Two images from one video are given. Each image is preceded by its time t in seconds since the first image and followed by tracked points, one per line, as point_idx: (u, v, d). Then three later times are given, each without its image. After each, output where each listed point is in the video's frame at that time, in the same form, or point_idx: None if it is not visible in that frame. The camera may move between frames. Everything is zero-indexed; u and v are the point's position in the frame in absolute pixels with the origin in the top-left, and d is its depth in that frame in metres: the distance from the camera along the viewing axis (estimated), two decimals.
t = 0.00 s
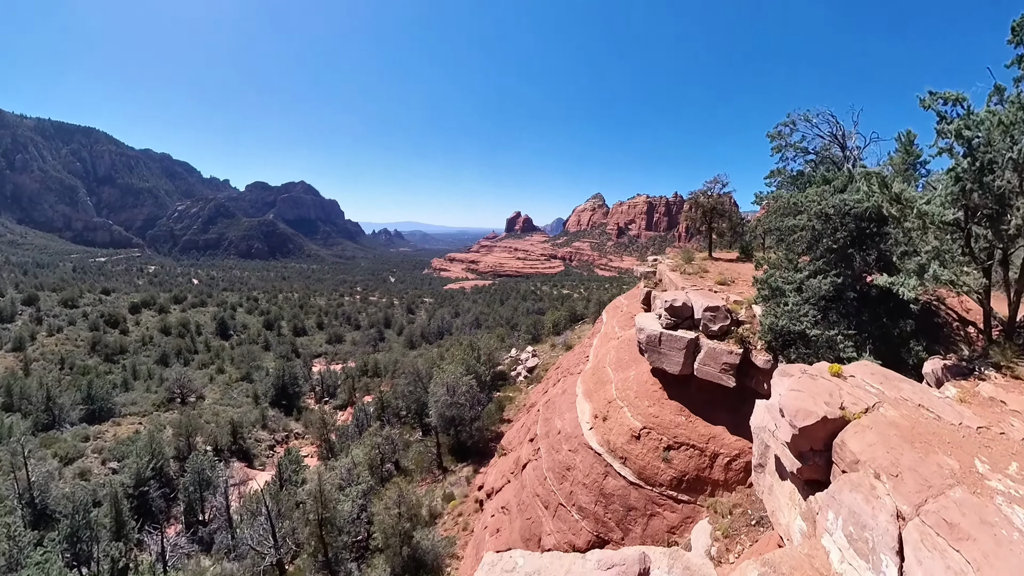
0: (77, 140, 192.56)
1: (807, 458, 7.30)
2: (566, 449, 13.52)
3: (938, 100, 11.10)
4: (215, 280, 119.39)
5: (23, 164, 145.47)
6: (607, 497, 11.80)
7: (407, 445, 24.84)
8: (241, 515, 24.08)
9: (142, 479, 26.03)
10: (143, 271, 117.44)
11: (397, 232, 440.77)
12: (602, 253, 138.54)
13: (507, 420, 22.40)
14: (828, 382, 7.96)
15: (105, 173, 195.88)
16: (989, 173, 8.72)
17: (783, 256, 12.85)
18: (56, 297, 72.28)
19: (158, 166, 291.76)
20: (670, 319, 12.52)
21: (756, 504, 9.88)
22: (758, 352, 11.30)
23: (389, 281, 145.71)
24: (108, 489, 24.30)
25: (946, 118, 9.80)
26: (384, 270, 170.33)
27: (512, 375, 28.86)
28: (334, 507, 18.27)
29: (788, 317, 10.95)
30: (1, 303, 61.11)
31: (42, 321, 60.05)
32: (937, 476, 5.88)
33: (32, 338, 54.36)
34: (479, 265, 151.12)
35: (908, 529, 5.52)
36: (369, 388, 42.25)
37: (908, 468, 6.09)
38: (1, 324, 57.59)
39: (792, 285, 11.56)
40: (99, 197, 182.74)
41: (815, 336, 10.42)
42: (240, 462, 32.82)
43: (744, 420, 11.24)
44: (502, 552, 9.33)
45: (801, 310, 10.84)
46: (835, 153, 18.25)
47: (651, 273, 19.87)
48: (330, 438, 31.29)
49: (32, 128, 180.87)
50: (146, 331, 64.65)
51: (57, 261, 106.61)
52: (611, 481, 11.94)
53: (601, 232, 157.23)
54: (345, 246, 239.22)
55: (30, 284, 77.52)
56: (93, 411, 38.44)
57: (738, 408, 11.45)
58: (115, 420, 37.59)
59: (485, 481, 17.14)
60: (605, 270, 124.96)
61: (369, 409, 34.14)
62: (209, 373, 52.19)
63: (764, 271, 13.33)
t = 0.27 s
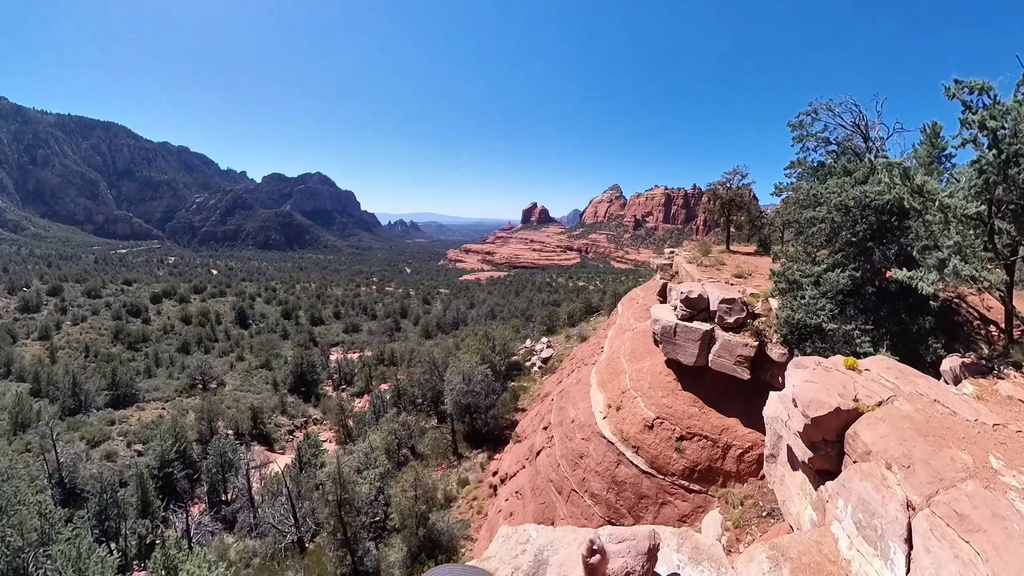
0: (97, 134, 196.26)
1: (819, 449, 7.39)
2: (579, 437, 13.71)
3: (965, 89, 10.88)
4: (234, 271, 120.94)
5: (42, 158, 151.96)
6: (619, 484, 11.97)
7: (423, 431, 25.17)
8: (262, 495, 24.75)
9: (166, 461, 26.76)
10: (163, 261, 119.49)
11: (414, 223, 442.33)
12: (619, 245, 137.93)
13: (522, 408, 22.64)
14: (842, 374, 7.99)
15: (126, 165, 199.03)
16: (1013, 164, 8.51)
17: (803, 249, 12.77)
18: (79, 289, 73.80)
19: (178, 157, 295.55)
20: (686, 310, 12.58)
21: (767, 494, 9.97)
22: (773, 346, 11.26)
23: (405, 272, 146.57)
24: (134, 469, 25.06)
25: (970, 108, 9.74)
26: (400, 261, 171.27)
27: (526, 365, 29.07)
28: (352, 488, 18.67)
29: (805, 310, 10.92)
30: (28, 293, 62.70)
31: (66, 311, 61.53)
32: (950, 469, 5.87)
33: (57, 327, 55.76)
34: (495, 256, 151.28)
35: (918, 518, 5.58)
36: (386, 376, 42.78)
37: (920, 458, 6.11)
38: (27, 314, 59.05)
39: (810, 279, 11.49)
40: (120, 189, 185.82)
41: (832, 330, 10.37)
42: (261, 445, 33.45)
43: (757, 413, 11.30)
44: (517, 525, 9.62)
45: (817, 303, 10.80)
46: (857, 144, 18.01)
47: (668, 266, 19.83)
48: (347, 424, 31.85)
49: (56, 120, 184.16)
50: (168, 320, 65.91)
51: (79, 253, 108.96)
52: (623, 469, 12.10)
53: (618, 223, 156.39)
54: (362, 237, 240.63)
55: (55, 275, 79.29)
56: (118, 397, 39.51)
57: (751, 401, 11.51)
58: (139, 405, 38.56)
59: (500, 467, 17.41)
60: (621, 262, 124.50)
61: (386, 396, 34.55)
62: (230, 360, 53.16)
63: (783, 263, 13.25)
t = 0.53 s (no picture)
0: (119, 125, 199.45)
1: (833, 443, 7.40)
2: (593, 427, 13.83)
3: (993, 80, 10.66)
4: (252, 261, 122.42)
5: (63, 152, 159.36)
6: (632, 475, 12.10)
7: (439, 419, 25.51)
8: (282, 477, 25.39)
9: (189, 444, 27.45)
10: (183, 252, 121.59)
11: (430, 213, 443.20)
12: (635, 238, 137.16)
13: (536, 398, 22.81)
14: (858, 369, 7.95)
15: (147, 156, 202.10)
16: None
17: (824, 242, 12.66)
18: (101, 279, 75.29)
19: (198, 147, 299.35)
20: (702, 303, 12.56)
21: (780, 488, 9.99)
22: (789, 341, 11.28)
23: (421, 262, 147.23)
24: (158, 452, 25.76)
25: (999, 99, 9.53)
26: (416, 251, 171.97)
27: (541, 356, 29.22)
28: (369, 471, 19.06)
29: (822, 305, 10.89)
30: (52, 284, 64.26)
31: (89, 301, 62.98)
32: (966, 468, 5.84)
33: (80, 317, 57.23)
34: (511, 247, 151.23)
35: (930, 513, 5.59)
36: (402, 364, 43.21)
37: (934, 454, 6.11)
38: (51, 304, 60.50)
39: (829, 273, 11.43)
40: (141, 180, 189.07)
41: (849, 326, 10.33)
42: (280, 430, 34.00)
43: (772, 407, 11.29)
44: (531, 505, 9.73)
45: (835, 299, 10.76)
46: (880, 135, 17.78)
47: (685, 258, 19.79)
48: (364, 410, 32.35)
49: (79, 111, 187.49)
50: (188, 309, 67.10)
51: (101, 245, 111.30)
52: (636, 459, 12.22)
53: (635, 215, 155.52)
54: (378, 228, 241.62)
55: (78, 266, 81.20)
56: (141, 382, 40.64)
57: (766, 395, 11.50)
58: (161, 391, 39.56)
59: (514, 454, 17.62)
60: (637, 254, 123.86)
61: (402, 384, 35.00)
62: (249, 348, 54.06)
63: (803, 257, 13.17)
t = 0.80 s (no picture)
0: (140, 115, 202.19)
1: (846, 441, 7.42)
2: (605, 419, 13.93)
3: None
4: (269, 250, 123.79)
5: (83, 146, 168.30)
6: (643, 466, 12.21)
7: (453, 407, 25.77)
8: (300, 461, 25.98)
9: (210, 428, 28.21)
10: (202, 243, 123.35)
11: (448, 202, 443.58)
12: (653, 230, 136.22)
13: (550, 387, 22.93)
14: (875, 367, 7.88)
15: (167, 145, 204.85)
16: None
17: (844, 236, 12.47)
18: (122, 270, 76.69)
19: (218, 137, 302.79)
20: (718, 296, 12.51)
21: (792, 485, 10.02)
22: (805, 336, 11.18)
23: (437, 253, 147.80)
24: (180, 436, 26.48)
25: None
26: (431, 242, 172.59)
27: (555, 347, 29.30)
28: (385, 456, 19.42)
29: (840, 301, 10.79)
30: (75, 276, 65.71)
31: (111, 291, 64.35)
32: (982, 472, 5.77)
33: (102, 308, 58.55)
34: (527, 237, 151.05)
35: (943, 516, 5.56)
36: (417, 352, 43.59)
37: (949, 457, 6.06)
38: (74, 295, 61.88)
39: (847, 269, 11.29)
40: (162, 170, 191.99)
41: (866, 323, 10.25)
42: (298, 416, 34.53)
43: (784, 403, 11.27)
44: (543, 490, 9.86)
45: (854, 295, 10.65)
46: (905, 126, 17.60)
47: (702, 251, 19.69)
48: (381, 397, 32.82)
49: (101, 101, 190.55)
50: (207, 298, 68.27)
51: (122, 236, 113.50)
52: (647, 451, 12.32)
53: (653, 207, 154.30)
54: (394, 218, 242.41)
55: (100, 257, 82.99)
56: (162, 369, 41.79)
57: (780, 392, 11.47)
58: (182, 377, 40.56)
59: (526, 443, 17.79)
60: (654, 246, 123.08)
61: (417, 372, 35.35)
62: (267, 336, 54.88)
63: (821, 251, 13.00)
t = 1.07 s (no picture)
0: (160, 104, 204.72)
1: (858, 441, 7.43)
2: (617, 411, 14.03)
3: None
4: (286, 241, 125.09)
5: (100, 138, 177.73)
6: (653, 459, 12.32)
7: (467, 395, 26.02)
8: (316, 445, 26.52)
9: (228, 413, 28.96)
10: (220, 233, 125.12)
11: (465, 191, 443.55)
12: (670, 222, 135.20)
13: (563, 378, 23.03)
14: (890, 368, 7.84)
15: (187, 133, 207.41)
16: None
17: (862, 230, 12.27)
18: (142, 259, 78.10)
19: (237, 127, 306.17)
20: (733, 291, 12.48)
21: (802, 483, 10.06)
22: (821, 333, 11.16)
23: (453, 243, 148.32)
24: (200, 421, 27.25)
25: None
26: (447, 232, 173.15)
27: (569, 339, 29.38)
28: (399, 442, 19.76)
29: (857, 299, 10.73)
30: (96, 266, 67.14)
31: (131, 281, 65.66)
32: (996, 477, 5.71)
33: (123, 297, 59.86)
34: (543, 229, 150.88)
35: (955, 523, 5.50)
36: (431, 342, 43.93)
37: (964, 462, 5.95)
38: (95, 285, 63.25)
39: (865, 266, 11.17)
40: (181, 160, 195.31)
41: (884, 322, 10.22)
42: (315, 402, 35.09)
43: (797, 401, 11.27)
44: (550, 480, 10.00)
45: (872, 293, 10.57)
46: (929, 118, 17.35)
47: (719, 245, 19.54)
48: (396, 386, 33.25)
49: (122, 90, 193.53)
50: (225, 287, 69.37)
51: (142, 228, 115.59)
52: (658, 444, 12.42)
53: (672, 199, 152.93)
54: (410, 207, 243.04)
55: (120, 248, 84.63)
56: (182, 357, 42.84)
57: (793, 389, 11.46)
58: (201, 365, 41.64)
59: (538, 432, 17.94)
60: (672, 239, 122.19)
61: (432, 361, 35.67)
62: (284, 325, 55.66)
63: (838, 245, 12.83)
